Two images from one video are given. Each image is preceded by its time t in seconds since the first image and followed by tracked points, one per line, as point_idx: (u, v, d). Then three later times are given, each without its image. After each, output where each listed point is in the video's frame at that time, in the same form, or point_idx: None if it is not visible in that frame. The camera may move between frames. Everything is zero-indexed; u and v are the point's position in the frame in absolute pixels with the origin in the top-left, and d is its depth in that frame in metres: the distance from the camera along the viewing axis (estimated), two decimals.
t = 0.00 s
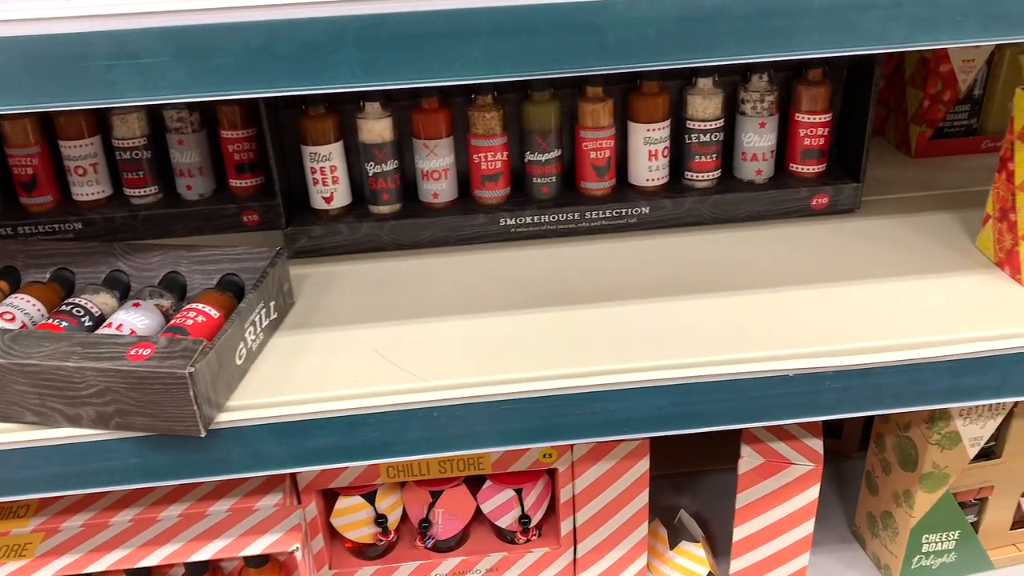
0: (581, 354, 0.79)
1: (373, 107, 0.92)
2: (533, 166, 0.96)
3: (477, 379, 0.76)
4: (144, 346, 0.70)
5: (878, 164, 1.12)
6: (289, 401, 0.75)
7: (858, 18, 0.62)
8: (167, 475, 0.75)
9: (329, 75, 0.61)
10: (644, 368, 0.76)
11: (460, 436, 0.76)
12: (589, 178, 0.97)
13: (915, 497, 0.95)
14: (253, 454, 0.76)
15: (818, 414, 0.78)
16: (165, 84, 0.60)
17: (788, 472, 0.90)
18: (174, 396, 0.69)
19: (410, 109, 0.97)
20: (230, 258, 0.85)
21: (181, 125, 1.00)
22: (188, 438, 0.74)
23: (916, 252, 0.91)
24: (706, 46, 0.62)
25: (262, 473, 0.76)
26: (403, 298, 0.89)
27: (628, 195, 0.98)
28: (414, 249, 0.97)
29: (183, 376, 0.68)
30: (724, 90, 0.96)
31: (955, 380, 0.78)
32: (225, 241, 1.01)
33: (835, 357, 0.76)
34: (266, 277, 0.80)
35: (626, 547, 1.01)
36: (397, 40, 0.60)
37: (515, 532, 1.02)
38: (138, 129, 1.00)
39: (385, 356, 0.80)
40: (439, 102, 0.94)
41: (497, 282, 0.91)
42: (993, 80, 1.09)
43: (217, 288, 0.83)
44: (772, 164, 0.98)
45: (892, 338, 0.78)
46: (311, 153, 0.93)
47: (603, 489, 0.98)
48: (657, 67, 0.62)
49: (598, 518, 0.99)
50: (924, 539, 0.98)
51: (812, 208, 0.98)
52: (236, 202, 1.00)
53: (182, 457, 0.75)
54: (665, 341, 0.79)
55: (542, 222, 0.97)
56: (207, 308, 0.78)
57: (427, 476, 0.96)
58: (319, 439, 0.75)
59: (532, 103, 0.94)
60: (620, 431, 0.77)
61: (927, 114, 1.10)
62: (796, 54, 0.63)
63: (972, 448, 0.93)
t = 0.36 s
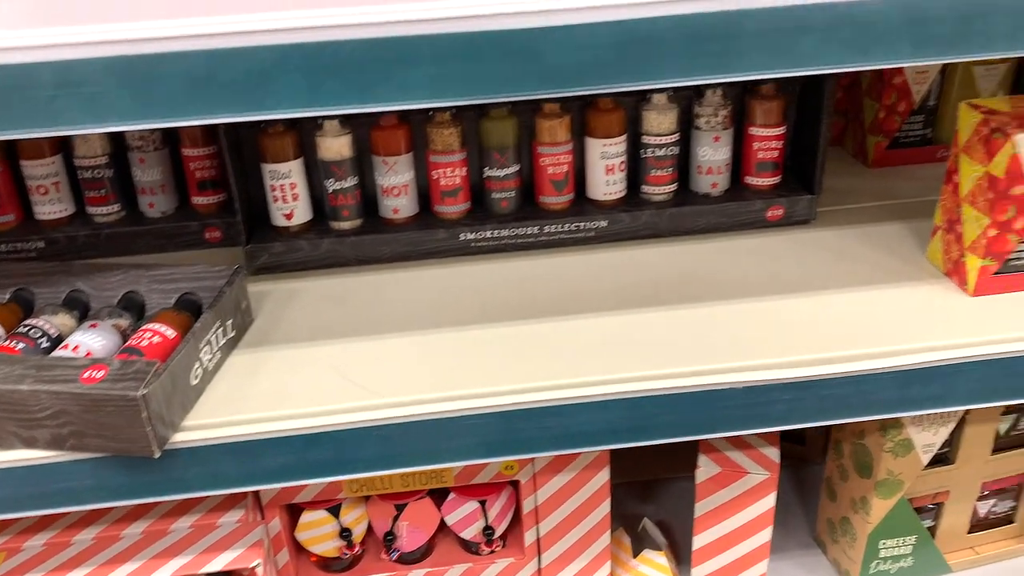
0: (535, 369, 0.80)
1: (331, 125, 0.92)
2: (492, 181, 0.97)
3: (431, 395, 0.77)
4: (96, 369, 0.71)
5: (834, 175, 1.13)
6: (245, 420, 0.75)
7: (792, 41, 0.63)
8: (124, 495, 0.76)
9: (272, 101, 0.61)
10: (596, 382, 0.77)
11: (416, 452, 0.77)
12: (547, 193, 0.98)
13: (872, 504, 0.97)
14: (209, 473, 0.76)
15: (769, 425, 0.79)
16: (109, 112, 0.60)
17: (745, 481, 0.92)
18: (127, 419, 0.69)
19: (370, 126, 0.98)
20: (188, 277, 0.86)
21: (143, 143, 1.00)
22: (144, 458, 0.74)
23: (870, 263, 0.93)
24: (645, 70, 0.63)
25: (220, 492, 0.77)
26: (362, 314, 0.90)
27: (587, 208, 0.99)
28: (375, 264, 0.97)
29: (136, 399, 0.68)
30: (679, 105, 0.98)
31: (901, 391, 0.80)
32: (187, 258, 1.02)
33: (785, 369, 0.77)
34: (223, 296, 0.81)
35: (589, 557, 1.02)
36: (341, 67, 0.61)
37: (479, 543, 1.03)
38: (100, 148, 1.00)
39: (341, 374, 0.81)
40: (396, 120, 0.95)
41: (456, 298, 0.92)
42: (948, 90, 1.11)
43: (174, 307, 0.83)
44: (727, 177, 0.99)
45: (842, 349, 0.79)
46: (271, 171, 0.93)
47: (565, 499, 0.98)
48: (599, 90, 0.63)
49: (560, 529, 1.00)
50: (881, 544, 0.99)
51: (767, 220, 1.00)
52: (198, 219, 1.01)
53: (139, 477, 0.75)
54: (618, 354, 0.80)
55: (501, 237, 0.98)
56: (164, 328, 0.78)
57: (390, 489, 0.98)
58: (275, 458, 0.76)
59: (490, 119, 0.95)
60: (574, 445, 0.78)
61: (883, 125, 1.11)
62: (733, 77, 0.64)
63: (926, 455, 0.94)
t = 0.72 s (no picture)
0: (454, 384, 0.81)
1: (258, 145, 0.93)
2: (421, 199, 0.98)
3: (349, 413, 0.78)
4: (12, 394, 0.71)
5: (760, 187, 1.15)
6: (164, 441, 0.76)
7: (682, 68, 0.65)
8: (45, 518, 0.76)
9: (177, 130, 0.63)
10: (512, 397, 0.79)
11: (336, 469, 0.78)
12: (474, 210, 1.00)
13: (794, 509, 0.98)
14: (131, 494, 0.77)
15: (683, 436, 0.82)
16: (13, 142, 0.61)
17: (667, 490, 0.95)
18: (43, 443, 0.70)
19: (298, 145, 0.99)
20: (113, 299, 0.87)
21: (72, 165, 1.01)
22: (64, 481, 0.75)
23: (787, 275, 0.95)
24: (543, 97, 0.65)
25: (142, 512, 0.78)
26: (288, 333, 0.91)
27: (515, 224, 1.01)
28: (302, 282, 0.99)
29: (51, 422, 0.69)
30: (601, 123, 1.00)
31: (812, 400, 0.82)
32: (119, 279, 1.03)
33: (695, 381, 0.80)
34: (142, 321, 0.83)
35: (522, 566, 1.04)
36: (240, 96, 0.62)
37: (412, 555, 1.05)
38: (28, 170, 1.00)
39: (263, 393, 0.82)
40: (323, 140, 0.96)
41: (383, 314, 0.93)
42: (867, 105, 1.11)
43: (100, 329, 0.82)
44: (649, 193, 1.01)
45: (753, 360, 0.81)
46: (195, 192, 0.94)
47: (497, 509, 1.00)
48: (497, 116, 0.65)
49: (492, 538, 1.02)
50: (805, 548, 1.01)
51: (688, 234, 1.02)
52: (129, 239, 1.02)
53: (60, 500, 0.76)
54: (535, 369, 0.82)
55: (429, 253, 0.99)
56: (86, 352, 0.77)
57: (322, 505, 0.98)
58: (196, 477, 0.77)
59: (416, 139, 0.97)
60: (493, 459, 0.80)
61: (805, 138, 1.12)
62: (629, 102, 0.66)
63: (841, 459, 0.99)
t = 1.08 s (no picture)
0: (338, 414, 0.85)
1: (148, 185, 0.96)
2: (312, 233, 1.02)
3: (235, 445, 0.82)
4: None
5: (647, 211, 1.20)
6: (51, 480, 0.78)
7: (527, 116, 0.71)
8: None
9: (40, 183, 0.66)
10: (393, 424, 0.83)
11: (222, 499, 0.82)
12: (366, 241, 1.03)
13: (678, 517, 1.03)
14: (19, 532, 0.79)
15: (557, 454, 0.86)
16: None
17: (553, 504, 0.99)
18: None
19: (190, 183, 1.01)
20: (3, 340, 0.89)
21: None
22: None
23: (661, 297, 1.01)
24: (395, 146, 0.70)
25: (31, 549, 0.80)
26: (181, 368, 0.93)
27: (406, 253, 1.05)
28: (196, 315, 1.02)
29: None
30: (485, 156, 1.04)
31: (675, 416, 0.88)
32: (15, 317, 1.04)
33: (565, 402, 0.85)
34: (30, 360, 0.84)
35: None
36: (103, 151, 0.67)
37: None
38: None
39: (151, 428, 0.84)
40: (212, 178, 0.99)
41: (275, 346, 0.96)
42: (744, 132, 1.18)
43: None
44: (534, 222, 1.07)
45: (621, 380, 0.87)
46: (88, 232, 0.96)
47: (395, 530, 1.04)
48: (356, 162, 0.71)
49: (394, 557, 1.05)
50: (689, 554, 1.06)
51: (573, 259, 1.07)
52: (24, 278, 1.03)
53: None
54: (416, 395, 0.87)
55: (321, 284, 1.03)
56: None
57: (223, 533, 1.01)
58: (83, 513, 0.79)
59: (305, 175, 1.01)
60: (375, 483, 0.84)
61: (686, 164, 1.18)
62: (479, 148, 0.72)
63: (721, 469, 1.05)
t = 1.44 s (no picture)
0: (253, 457, 0.88)
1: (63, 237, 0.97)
2: (228, 278, 1.05)
3: (152, 492, 0.85)
4: None
5: (558, 243, 1.25)
6: None
7: (418, 173, 0.75)
8: None
9: None
10: (307, 465, 0.87)
11: (140, 546, 0.84)
12: (281, 284, 1.06)
13: (592, 537, 1.08)
14: None
15: (467, 486, 0.91)
16: None
17: (470, 533, 1.02)
18: None
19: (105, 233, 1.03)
20: None
21: None
22: None
23: (568, 328, 1.06)
24: (292, 203, 0.74)
25: None
26: (100, 416, 0.96)
27: (322, 293, 1.08)
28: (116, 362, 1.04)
29: None
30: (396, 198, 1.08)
31: (579, 443, 0.92)
32: None
33: (472, 437, 0.89)
34: None
35: None
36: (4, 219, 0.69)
37: None
38: None
39: (68, 479, 0.87)
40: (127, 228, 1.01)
41: (194, 391, 0.99)
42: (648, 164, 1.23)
43: None
44: (446, 258, 1.11)
45: (525, 413, 0.92)
46: (4, 286, 0.97)
47: (319, 564, 1.07)
48: (254, 221, 0.74)
49: None
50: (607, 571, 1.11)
51: (485, 293, 1.12)
52: None
53: None
54: (329, 435, 0.90)
55: (239, 328, 1.06)
56: None
57: None
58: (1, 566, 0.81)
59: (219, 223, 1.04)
60: (291, 522, 0.87)
61: (594, 197, 1.23)
62: (373, 205, 0.76)
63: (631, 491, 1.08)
